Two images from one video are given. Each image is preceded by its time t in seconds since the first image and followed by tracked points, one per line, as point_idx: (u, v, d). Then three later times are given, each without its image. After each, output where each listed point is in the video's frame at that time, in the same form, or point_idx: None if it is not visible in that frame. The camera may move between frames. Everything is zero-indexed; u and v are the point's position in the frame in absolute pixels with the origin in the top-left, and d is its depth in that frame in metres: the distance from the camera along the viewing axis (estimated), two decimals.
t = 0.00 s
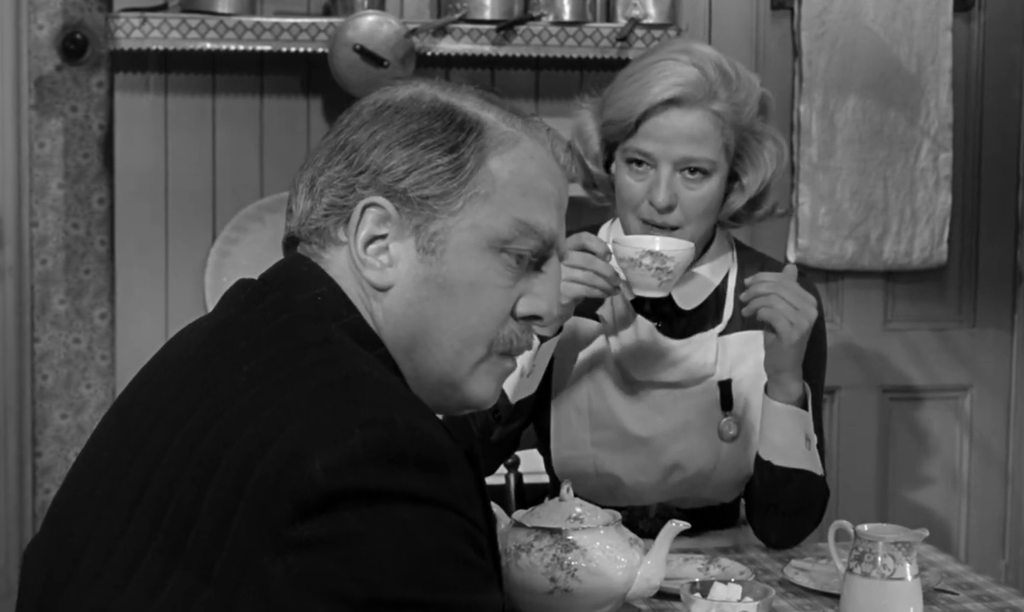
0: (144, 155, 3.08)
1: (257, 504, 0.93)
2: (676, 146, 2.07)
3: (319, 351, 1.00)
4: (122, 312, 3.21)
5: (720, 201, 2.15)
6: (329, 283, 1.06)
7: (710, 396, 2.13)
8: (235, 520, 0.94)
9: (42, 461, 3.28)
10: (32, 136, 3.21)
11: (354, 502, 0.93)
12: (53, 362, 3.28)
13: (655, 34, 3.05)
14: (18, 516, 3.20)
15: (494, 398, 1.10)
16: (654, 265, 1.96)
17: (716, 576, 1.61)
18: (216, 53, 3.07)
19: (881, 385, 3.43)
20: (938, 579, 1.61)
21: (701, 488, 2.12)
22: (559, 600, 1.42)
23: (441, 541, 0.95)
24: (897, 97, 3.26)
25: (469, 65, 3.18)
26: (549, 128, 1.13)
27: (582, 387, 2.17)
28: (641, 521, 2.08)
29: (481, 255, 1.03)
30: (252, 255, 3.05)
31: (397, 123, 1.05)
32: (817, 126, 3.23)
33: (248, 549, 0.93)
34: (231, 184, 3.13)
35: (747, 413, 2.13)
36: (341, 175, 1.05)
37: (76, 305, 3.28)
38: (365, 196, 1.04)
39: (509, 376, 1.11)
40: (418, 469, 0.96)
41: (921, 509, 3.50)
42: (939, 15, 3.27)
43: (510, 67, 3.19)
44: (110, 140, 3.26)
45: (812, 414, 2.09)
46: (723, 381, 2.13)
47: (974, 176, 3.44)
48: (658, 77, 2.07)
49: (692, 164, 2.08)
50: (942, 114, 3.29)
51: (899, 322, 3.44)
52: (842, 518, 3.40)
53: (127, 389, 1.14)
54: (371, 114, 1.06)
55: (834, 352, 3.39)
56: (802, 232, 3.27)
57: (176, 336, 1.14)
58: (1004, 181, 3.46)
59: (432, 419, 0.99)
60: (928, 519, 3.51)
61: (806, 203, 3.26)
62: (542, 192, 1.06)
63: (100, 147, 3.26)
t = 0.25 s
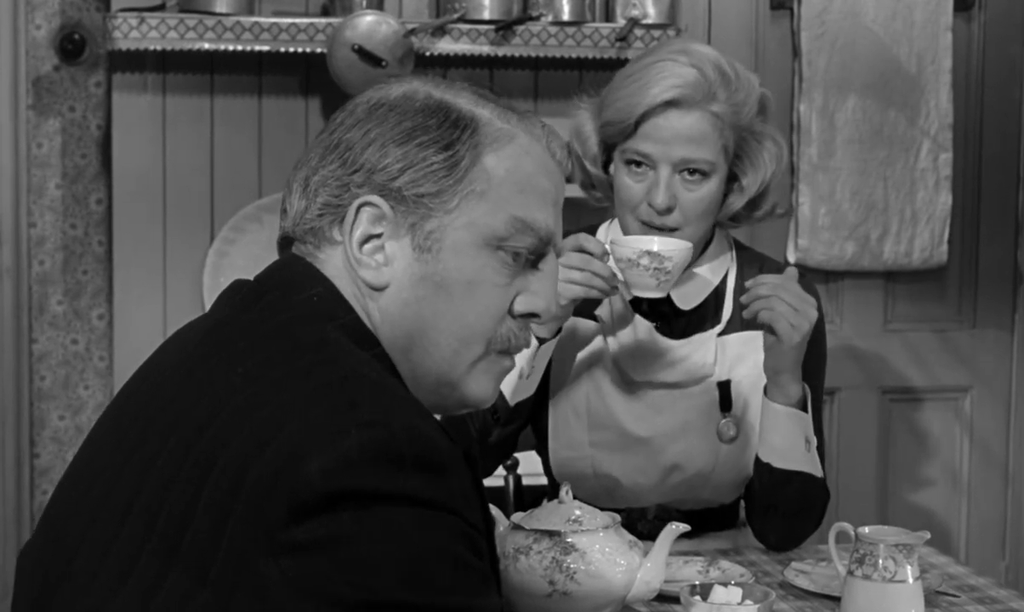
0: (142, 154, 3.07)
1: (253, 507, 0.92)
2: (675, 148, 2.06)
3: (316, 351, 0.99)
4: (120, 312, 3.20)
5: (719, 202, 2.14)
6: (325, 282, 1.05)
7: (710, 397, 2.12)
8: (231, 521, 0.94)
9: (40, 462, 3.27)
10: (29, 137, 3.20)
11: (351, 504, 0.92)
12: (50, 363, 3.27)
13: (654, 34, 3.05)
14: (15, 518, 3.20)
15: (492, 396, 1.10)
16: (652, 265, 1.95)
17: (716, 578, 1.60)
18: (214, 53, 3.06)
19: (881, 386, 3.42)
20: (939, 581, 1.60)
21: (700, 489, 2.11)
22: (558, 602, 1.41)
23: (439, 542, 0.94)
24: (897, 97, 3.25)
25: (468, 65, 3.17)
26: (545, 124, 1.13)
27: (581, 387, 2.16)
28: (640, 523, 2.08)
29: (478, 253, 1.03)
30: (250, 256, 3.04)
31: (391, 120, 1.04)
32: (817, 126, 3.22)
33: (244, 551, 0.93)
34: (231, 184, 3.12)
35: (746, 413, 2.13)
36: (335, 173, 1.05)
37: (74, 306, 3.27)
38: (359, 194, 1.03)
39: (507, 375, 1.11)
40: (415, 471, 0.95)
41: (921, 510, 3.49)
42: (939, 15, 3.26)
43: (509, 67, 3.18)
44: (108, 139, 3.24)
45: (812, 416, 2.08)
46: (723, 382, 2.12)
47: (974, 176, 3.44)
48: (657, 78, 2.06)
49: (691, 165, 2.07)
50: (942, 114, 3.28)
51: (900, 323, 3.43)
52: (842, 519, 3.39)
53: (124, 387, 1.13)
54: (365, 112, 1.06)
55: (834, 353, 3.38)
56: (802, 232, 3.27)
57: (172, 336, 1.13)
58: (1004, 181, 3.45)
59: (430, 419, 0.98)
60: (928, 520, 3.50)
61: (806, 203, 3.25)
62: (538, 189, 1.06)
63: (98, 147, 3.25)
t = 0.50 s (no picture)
0: (139, 153, 3.06)
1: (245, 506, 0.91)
2: (675, 145, 2.05)
3: (311, 349, 0.98)
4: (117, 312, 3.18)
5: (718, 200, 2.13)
6: (319, 280, 1.04)
7: (708, 395, 2.11)
8: (224, 520, 0.93)
9: (36, 463, 3.26)
10: (25, 136, 3.19)
11: (346, 503, 0.91)
12: (47, 363, 3.26)
13: (653, 33, 3.04)
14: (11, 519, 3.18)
15: (489, 393, 1.10)
16: (653, 264, 1.94)
17: (715, 578, 1.59)
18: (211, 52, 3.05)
19: (880, 387, 3.41)
20: (940, 581, 1.59)
21: (699, 489, 2.10)
22: (556, 603, 1.40)
23: (435, 541, 0.93)
24: (896, 96, 3.24)
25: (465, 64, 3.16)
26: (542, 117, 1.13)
27: (579, 386, 2.15)
28: (638, 523, 2.06)
29: (473, 247, 1.03)
30: (247, 255, 3.02)
31: (384, 114, 1.04)
32: (816, 126, 3.21)
33: (238, 551, 0.91)
34: (226, 184, 3.11)
35: (745, 412, 2.12)
36: (327, 168, 1.05)
37: (71, 306, 3.26)
38: (352, 189, 1.03)
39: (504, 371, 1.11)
40: (410, 469, 0.94)
41: (921, 511, 3.48)
42: (938, 14, 3.25)
43: (507, 67, 3.17)
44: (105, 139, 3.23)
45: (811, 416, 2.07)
46: (722, 380, 2.11)
47: (974, 176, 3.43)
48: (657, 74, 2.05)
49: (691, 162, 2.06)
50: (942, 114, 3.27)
51: (899, 323, 3.42)
52: (842, 520, 3.38)
53: (117, 385, 1.12)
54: (358, 106, 1.06)
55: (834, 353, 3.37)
56: (801, 232, 3.25)
57: (164, 334, 1.12)
58: (1004, 181, 3.44)
59: (426, 418, 0.97)
60: (928, 521, 3.49)
61: (805, 203, 3.24)
62: (533, 183, 1.06)
63: (94, 147, 3.23)
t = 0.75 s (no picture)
0: (133, 153, 3.05)
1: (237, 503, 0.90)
2: (672, 141, 2.03)
3: (304, 341, 0.97)
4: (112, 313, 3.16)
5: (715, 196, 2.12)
6: (311, 273, 1.04)
7: (707, 392, 2.10)
8: (216, 515, 0.91)
9: (31, 464, 3.24)
10: (20, 136, 3.17)
11: (339, 498, 0.89)
12: (42, 364, 3.24)
13: (650, 32, 3.03)
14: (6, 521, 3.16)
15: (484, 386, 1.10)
16: (652, 261, 1.93)
17: (714, 578, 1.57)
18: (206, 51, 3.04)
19: (879, 387, 3.40)
20: (941, 580, 1.57)
21: (697, 487, 2.09)
22: (553, 602, 1.38)
23: (430, 536, 0.92)
24: (895, 95, 3.23)
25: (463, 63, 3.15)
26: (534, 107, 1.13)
27: (576, 382, 2.13)
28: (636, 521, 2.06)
29: (466, 238, 1.03)
30: (242, 255, 3.01)
31: (375, 104, 1.04)
32: (814, 125, 3.20)
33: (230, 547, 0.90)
34: (222, 184, 3.10)
35: (744, 409, 2.11)
36: (318, 160, 1.04)
37: (65, 307, 3.24)
38: (344, 180, 1.03)
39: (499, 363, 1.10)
40: (404, 464, 0.92)
41: (920, 512, 3.47)
42: (937, 13, 3.24)
43: (504, 66, 3.16)
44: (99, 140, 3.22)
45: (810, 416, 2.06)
46: (721, 377, 2.10)
47: (972, 176, 3.41)
48: (654, 69, 2.04)
49: (688, 158, 2.05)
50: (940, 113, 3.26)
51: (898, 324, 3.41)
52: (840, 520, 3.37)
53: (107, 380, 1.11)
54: (349, 97, 1.06)
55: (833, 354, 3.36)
56: (799, 232, 3.24)
57: (155, 331, 1.11)
58: (1003, 181, 3.43)
59: (420, 413, 0.96)
60: (927, 522, 3.48)
61: (803, 203, 3.22)
62: (527, 173, 1.06)
63: (89, 146, 3.22)
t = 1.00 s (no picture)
0: (128, 155, 3.03)
1: (225, 498, 0.88)
2: (670, 134, 2.02)
3: (294, 334, 0.95)
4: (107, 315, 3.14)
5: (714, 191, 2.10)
6: (301, 264, 1.02)
7: (705, 391, 2.09)
8: (201, 511, 0.89)
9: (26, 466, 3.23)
10: (15, 136, 3.16)
11: (329, 492, 0.87)
12: (36, 367, 3.22)
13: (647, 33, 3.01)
14: None
15: (479, 378, 1.10)
16: (649, 268, 1.91)
17: (713, 577, 1.56)
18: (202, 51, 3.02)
19: (879, 389, 3.38)
20: (942, 580, 1.56)
21: (695, 487, 2.07)
22: (550, 601, 1.37)
23: (423, 532, 0.90)
24: (894, 96, 3.22)
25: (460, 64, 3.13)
26: (528, 93, 1.13)
27: (573, 384, 2.11)
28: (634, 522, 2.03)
29: (460, 227, 1.03)
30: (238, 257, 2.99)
31: (366, 91, 1.03)
32: (813, 126, 3.19)
33: (216, 544, 0.88)
34: (219, 185, 3.07)
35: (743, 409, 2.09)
36: (308, 148, 1.04)
37: (60, 309, 3.22)
38: (334, 169, 1.02)
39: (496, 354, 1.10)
40: (395, 457, 0.91)
41: (920, 514, 3.45)
42: (936, 13, 3.22)
43: (501, 66, 3.14)
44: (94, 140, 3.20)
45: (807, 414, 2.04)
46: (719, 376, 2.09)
47: (972, 178, 3.40)
48: (653, 61, 2.02)
49: (686, 152, 2.03)
50: (939, 114, 3.25)
51: (897, 326, 3.40)
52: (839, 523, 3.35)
53: (94, 378, 1.09)
54: (339, 85, 1.05)
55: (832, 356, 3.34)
56: (797, 233, 3.23)
57: (142, 328, 1.09)
58: (1003, 183, 3.42)
59: (413, 406, 0.95)
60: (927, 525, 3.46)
61: (802, 204, 3.21)
62: (520, 161, 1.06)
63: (84, 147, 3.20)
